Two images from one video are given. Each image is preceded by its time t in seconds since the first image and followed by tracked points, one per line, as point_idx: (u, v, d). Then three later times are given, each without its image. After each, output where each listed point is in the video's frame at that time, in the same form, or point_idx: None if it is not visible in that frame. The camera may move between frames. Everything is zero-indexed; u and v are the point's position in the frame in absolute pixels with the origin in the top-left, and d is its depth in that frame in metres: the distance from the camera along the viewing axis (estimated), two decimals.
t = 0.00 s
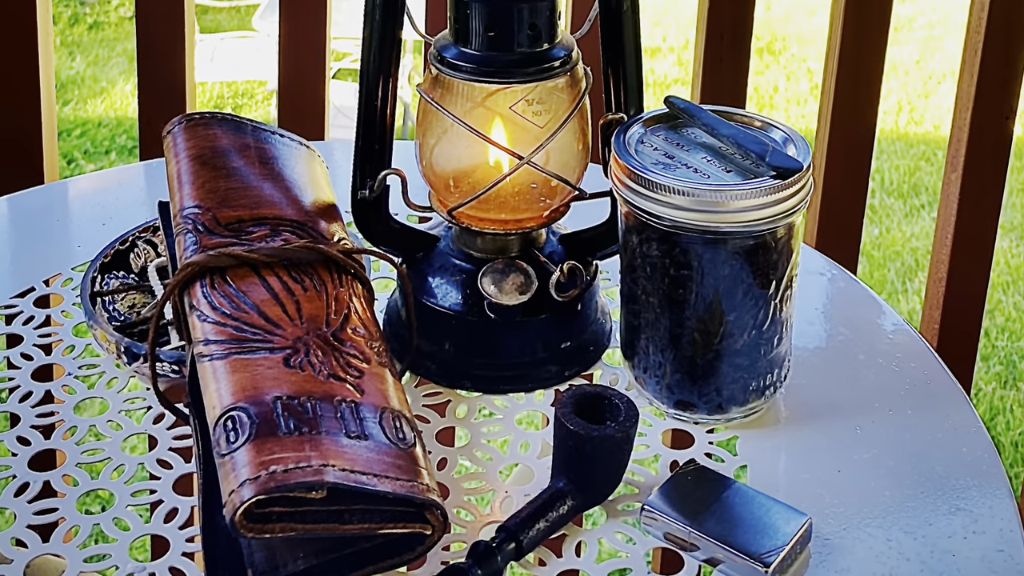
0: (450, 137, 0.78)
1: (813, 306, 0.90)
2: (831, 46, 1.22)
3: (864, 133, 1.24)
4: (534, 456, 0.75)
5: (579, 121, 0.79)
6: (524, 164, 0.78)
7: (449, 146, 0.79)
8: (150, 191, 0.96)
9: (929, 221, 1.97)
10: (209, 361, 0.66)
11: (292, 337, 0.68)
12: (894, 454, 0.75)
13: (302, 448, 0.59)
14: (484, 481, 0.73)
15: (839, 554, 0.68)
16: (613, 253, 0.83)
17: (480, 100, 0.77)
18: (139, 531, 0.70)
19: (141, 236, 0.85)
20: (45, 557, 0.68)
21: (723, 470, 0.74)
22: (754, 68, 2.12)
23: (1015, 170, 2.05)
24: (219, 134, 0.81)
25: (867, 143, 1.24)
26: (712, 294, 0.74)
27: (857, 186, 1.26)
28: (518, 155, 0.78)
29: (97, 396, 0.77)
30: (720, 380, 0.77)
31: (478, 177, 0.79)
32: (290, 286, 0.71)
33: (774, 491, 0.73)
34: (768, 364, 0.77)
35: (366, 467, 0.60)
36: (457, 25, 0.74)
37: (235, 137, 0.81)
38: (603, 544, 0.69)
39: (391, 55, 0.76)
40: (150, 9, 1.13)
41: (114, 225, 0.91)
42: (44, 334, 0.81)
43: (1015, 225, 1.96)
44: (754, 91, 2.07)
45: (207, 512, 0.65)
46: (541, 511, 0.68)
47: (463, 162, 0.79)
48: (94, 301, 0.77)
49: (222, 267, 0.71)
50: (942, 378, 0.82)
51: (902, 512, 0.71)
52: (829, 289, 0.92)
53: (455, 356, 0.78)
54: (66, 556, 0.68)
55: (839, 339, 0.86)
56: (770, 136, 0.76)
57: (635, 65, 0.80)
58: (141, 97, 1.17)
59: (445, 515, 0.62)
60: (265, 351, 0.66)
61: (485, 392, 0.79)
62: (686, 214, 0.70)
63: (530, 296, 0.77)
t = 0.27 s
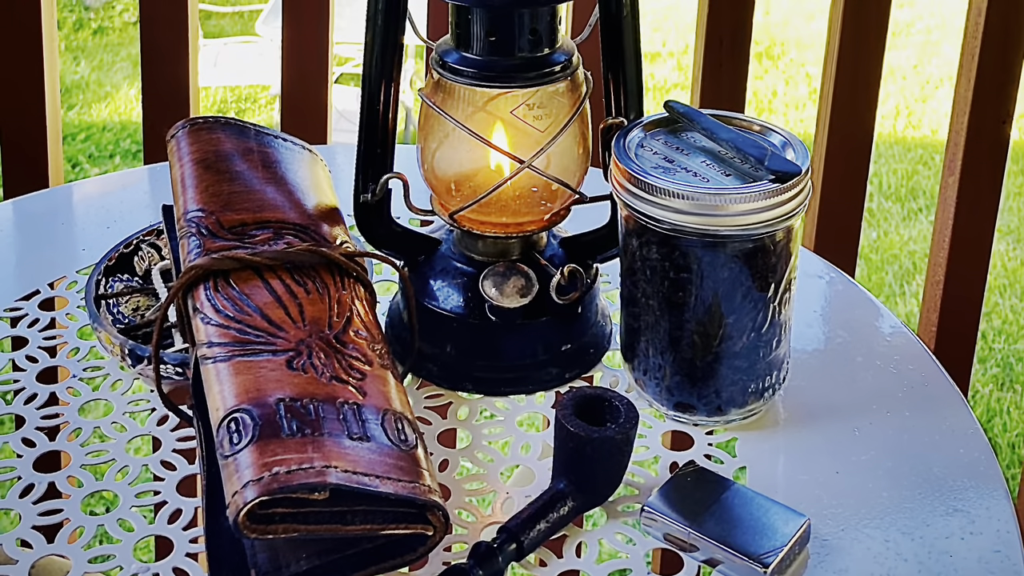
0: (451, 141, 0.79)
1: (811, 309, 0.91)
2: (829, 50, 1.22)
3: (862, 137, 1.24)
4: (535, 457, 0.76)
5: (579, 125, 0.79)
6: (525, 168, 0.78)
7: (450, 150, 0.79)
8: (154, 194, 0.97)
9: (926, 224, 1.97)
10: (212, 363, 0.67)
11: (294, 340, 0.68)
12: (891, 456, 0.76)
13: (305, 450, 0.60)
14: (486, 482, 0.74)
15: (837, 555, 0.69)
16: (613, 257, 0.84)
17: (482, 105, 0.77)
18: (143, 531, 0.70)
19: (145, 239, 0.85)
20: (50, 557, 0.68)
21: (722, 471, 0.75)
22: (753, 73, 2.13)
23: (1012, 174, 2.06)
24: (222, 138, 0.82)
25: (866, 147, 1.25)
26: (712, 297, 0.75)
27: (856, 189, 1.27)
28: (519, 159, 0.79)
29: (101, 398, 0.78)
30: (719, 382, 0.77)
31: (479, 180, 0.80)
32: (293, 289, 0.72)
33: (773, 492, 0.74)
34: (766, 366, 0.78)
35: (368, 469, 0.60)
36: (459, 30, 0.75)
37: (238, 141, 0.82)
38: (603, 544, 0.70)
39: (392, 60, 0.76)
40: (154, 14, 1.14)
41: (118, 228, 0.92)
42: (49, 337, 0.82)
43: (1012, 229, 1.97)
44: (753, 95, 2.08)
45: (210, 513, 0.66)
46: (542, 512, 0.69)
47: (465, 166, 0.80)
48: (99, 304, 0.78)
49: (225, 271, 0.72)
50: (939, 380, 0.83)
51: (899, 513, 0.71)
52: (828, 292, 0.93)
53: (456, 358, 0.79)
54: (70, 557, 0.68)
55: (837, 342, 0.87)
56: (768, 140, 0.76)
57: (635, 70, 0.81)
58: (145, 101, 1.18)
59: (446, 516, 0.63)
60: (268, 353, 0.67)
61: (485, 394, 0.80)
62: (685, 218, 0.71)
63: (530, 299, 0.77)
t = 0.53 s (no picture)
0: (453, 146, 0.79)
1: (810, 311, 0.92)
2: (827, 55, 1.23)
3: (861, 141, 1.25)
4: (536, 459, 0.76)
5: (580, 129, 0.80)
6: (526, 172, 0.79)
7: (452, 154, 0.80)
8: (158, 198, 0.97)
9: (924, 227, 1.98)
10: (216, 366, 0.67)
11: (297, 342, 0.69)
12: (889, 458, 0.76)
13: (307, 451, 0.61)
14: (487, 483, 0.75)
15: (835, 556, 0.69)
16: (613, 259, 0.84)
17: (483, 109, 0.78)
18: (147, 532, 0.71)
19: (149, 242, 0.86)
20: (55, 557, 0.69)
21: (721, 472, 0.76)
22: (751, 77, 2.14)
23: (1008, 178, 2.07)
24: (226, 142, 0.82)
25: (864, 152, 1.25)
26: (711, 299, 0.75)
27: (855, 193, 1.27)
28: (520, 162, 0.79)
29: (106, 399, 0.78)
30: (719, 384, 0.78)
31: (481, 184, 0.81)
32: (295, 292, 0.72)
33: (772, 494, 0.74)
34: (765, 368, 0.78)
35: (371, 470, 0.61)
36: (460, 35, 0.75)
37: (242, 145, 0.82)
38: (603, 545, 0.71)
39: (395, 65, 0.77)
40: (158, 19, 1.14)
41: (123, 232, 0.93)
42: (54, 339, 0.83)
43: (1008, 232, 1.98)
44: (752, 100, 2.09)
45: (214, 513, 0.67)
46: (543, 513, 0.69)
47: (466, 170, 0.81)
48: (104, 307, 0.79)
49: (229, 274, 0.72)
50: (937, 382, 0.83)
51: (898, 513, 0.72)
52: (826, 295, 0.93)
53: (458, 360, 0.79)
54: (75, 557, 0.69)
55: (836, 344, 0.88)
56: (767, 144, 0.77)
57: (635, 75, 0.81)
58: (149, 106, 1.19)
59: (448, 516, 0.63)
60: (271, 355, 0.67)
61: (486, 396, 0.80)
62: (684, 222, 0.71)
63: (531, 302, 0.79)
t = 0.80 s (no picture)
0: (454, 149, 0.80)
1: (808, 314, 0.92)
2: (825, 60, 1.24)
3: (859, 144, 1.26)
4: (536, 461, 0.77)
5: (581, 133, 0.81)
6: (527, 176, 0.80)
7: (454, 158, 0.81)
8: (162, 202, 0.98)
9: (922, 230, 1.99)
10: (219, 368, 0.68)
11: (300, 344, 0.69)
12: (886, 459, 0.77)
13: (310, 453, 0.61)
14: (488, 484, 0.75)
15: (832, 556, 0.70)
16: (613, 262, 0.85)
17: (484, 113, 0.79)
18: (151, 533, 0.71)
19: (153, 245, 0.87)
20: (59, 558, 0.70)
21: (721, 474, 0.76)
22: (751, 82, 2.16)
23: (1006, 182, 2.08)
24: (230, 146, 0.83)
25: (862, 156, 1.26)
26: (710, 302, 0.76)
27: (853, 196, 1.28)
28: (521, 166, 0.80)
29: (111, 402, 0.79)
30: (718, 386, 0.79)
31: (482, 188, 0.81)
32: (298, 295, 0.73)
33: (770, 495, 0.75)
34: (764, 370, 0.79)
35: (373, 472, 0.62)
36: (462, 40, 0.76)
37: (245, 149, 0.83)
38: (603, 546, 0.71)
39: (397, 69, 0.78)
40: (161, 25, 1.15)
41: (127, 235, 0.94)
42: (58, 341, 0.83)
43: (1005, 236, 1.99)
44: (751, 104, 2.10)
45: (218, 515, 0.67)
46: (543, 514, 0.70)
47: (467, 174, 0.81)
48: (108, 309, 0.80)
49: (232, 277, 0.73)
50: (934, 385, 0.84)
51: (895, 514, 0.73)
52: (824, 298, 0.94)
53: (459, 363, 0.80)
54: (79, 558, 0.70)
55: (834, 347, 0.88)
56: (766, 148, 0.78)
57: (636, 79, 0.82)
58: (153, 110, 1.19)
59: (449, 517, 0.64)
60: (274, 358, 0.68)
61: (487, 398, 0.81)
62: (684, 225, 0.72)
63: (533, 304, 0.79)
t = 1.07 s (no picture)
0: (456, 154, 0.81)
1: (806, 317, 0.93)
2: (823, 64, 1.24)
3: (857, 149, 1.26)
4: (537, 463, 0.78)
5: (582, 137, 0.81)
6: (527, 180, 0.80)
7: (455, 162, 0.81)
8: (166, 205, 0.99)
9: (920, 234, 2.00)
10: (223, 370, 0.69)
11: (303, 347, 0.70)
12: (884, 461, 0.78)
13: (313, 454, 0.62)
14: (489, 486, 0.76)
15: (830, 557, 0.71)
16: (613, 266, 0.86)
17: (485, 117, 0.79)
18: (155, 534, 0.72)
19: (157, 249, 0.88)
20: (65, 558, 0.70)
21: (720, 475, 0.77)
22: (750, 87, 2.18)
23: (1002, 185, 2.06)
24: (233, 150, 0.84)
25: (860, 160, 1.27)
26: (709, 305, 0.77)
27: (852, 200, 1.29)
28: (521, 170, 0.81)
29: (115, 403, 0.80)
30: (717, 388, 0.79)
31: (483, 192, 0.82)
32: (301, 297, 0.74)
33: (769, 496, 0.76)
34: (763, 373, 0.80)
35: (375, 473, 0.62)
36: (463, 45, 0.77)
37: (248, 153, 0.84)
38: (604, 546, 0.72)
39: (399, 74, 0.78)
40: (165, 30, 1.16)
41: (132, 238, 0.94)
42: (63, 344, 0.84)
43: (1003, 239, 1.99)
44: (750, 109, 2.11)
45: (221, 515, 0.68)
46: (544, 515, 0.71)
47: (469, 178, 0.82)
48: (113, 312, 0.80)
49: (236, 280, 0.74)
50: (932, 387, 0.85)
51: (893, 515, 0.73)
52: (823, 301, 0.95)
53: (460, 365, 0.81)
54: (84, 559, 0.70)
55: (832, 349, 0.89)
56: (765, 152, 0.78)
57: (636, 84, 0.83)
58: (157, 114, 1.20)
59: (450, 519, 0.65)
60: (277, 360, 0.69)
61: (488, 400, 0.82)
62: (683, 228, 0.73)
63: (533, 308, 0.80)
